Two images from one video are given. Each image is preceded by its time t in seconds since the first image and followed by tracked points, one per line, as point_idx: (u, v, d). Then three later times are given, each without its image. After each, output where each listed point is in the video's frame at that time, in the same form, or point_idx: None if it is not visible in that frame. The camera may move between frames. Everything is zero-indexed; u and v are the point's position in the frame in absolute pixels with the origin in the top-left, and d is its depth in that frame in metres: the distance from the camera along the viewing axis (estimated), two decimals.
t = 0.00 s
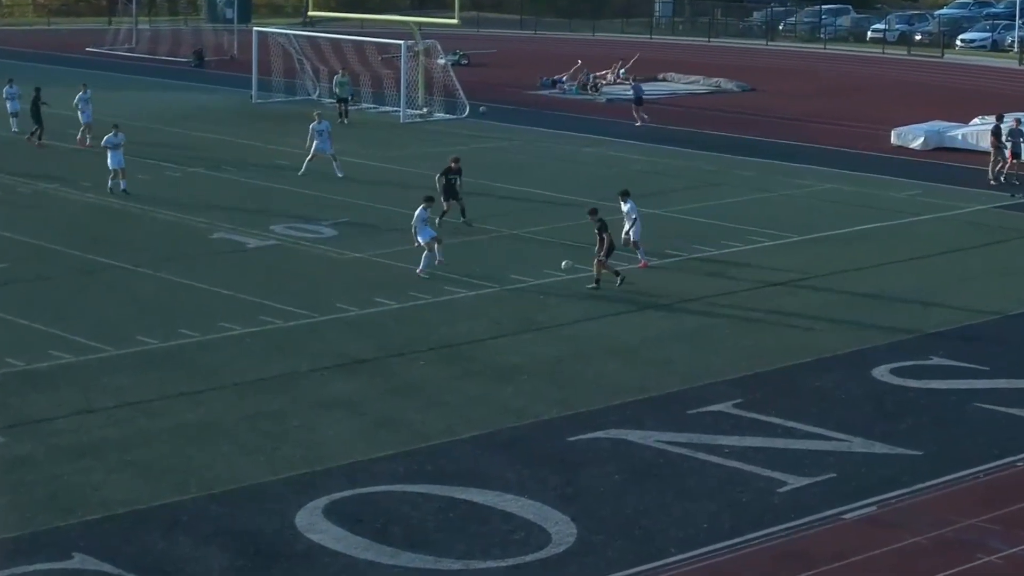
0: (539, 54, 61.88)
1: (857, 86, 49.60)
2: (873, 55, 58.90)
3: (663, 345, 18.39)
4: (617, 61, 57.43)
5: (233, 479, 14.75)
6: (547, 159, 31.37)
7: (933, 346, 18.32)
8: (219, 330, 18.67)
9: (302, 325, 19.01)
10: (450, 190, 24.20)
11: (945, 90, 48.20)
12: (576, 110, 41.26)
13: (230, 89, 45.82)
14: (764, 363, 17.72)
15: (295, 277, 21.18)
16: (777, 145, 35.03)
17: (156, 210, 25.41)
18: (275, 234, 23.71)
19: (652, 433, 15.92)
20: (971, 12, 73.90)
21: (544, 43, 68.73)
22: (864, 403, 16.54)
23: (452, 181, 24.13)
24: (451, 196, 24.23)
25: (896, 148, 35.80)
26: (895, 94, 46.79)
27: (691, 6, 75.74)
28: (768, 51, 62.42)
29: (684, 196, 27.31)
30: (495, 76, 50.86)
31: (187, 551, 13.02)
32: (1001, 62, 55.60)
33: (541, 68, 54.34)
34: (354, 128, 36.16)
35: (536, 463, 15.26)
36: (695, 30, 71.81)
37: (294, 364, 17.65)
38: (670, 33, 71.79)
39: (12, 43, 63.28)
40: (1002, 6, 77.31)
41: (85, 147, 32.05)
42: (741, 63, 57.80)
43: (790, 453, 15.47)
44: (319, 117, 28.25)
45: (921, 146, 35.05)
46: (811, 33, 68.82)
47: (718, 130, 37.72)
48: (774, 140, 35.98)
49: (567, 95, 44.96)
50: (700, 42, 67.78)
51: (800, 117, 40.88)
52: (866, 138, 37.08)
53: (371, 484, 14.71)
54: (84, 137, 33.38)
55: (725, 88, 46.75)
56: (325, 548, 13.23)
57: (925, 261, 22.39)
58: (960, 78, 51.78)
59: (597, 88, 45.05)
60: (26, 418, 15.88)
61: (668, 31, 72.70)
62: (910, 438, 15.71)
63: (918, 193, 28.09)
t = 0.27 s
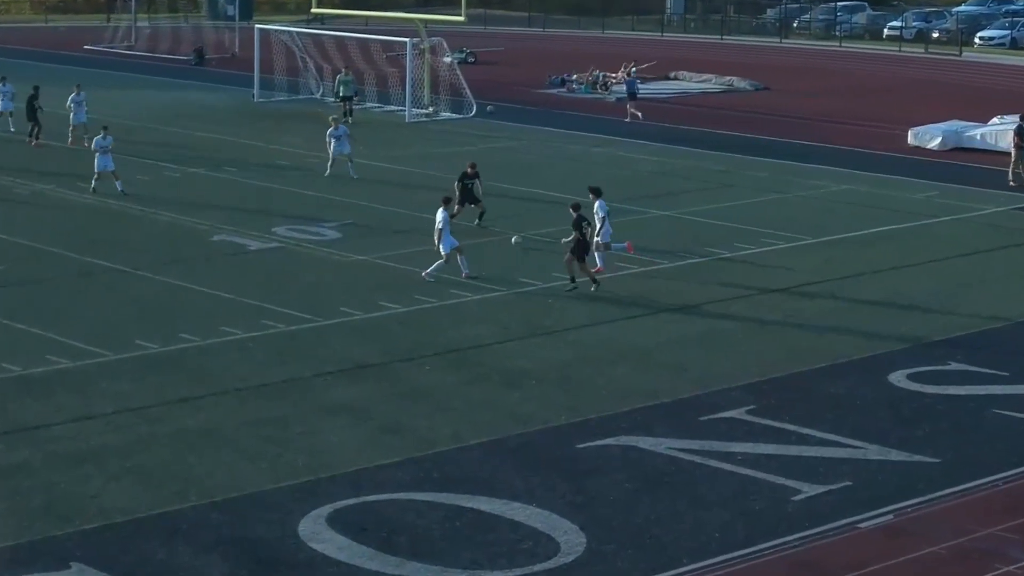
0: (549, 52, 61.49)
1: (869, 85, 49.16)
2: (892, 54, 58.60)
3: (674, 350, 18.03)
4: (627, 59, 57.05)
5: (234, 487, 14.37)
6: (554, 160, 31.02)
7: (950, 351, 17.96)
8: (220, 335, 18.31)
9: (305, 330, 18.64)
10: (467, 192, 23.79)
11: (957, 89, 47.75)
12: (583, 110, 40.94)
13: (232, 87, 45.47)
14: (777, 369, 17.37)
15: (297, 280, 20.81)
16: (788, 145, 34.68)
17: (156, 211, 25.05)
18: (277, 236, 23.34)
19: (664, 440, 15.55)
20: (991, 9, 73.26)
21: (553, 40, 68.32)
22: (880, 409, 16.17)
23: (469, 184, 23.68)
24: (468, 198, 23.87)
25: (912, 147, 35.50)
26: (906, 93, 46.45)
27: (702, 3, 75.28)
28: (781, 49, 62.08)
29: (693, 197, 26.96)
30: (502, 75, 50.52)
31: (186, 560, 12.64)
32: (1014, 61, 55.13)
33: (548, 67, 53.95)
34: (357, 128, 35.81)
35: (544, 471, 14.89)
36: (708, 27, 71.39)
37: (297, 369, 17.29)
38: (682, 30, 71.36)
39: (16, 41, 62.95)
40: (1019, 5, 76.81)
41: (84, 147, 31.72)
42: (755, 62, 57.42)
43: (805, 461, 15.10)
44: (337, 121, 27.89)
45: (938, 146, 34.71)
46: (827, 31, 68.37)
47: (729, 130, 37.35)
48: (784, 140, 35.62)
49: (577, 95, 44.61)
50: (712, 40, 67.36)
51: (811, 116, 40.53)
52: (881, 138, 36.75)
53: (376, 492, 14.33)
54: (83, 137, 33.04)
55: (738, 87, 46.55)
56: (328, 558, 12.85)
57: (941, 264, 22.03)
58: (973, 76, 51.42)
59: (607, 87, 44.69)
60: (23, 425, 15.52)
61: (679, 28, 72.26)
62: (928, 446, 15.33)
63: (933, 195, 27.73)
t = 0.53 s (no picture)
0: (558, 50, 61.12)
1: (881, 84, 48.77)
2: (908, 53, 58.26)
3: (685, 356, 17.71)
4: (637, 58, 56.69)
5: (236, 495, 14.04)
6: (563, 161, 30.69)
7: (967, 356, 17.63)
8: (223, 340, 17.99)
9: (309, 334, 18.33)
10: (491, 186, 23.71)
11: (971, 88, 47.34)
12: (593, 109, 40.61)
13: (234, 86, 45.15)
14: (790, 375, 17.05)
15: (301, 284, 20.48)
16: (799, 146, 34.35)
17: (157, 214, 24.72)
18: (281, 239, 23.02)
19: (675, 448, 15.21)
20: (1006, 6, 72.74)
21: (563, 39, 67.92)
22: (896, 416, 15.85)
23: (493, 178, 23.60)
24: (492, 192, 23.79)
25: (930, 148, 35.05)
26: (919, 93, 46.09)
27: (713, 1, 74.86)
28: (792, 48, 61.72)
29: (703, 199, 26.64)
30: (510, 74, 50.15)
31: (186, 570, 12.31)
32: None
33: (556, 66, 53.60)
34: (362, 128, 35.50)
35: (553, 478, 14.54)
36: (720, 26, 70.96)
37: (300, 374, 16.98)
38: (694, 29, 70.94)
39: (19, 40, 62.63)
40: None
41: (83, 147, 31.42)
42: (768, 61, 57.05)
43: (820, 467, 14.78)
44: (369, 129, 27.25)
45: (956, 146, 34.29)
46: (842, 29, 67.90)
47: (740, 130, 37.07)
48: (795, 141, 35.29)
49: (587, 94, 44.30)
50: (725, 38, 66.96)
51: (823, 116, 40.22)
52: (895, 138, 36.45)
53: (381, 500, 13.98)
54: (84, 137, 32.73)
55: (751, 87, 46.33)
56: (332, 567, 12.50)
57: (957, 268, 21.70)
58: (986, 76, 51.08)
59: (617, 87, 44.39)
60: (21, 432, 15.20)
61: (691, 27, 71.83)
62: (946, 454, 14.99)
63: (948, 196, 27.39)
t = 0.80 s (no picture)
0: (567, 49, 60.80)
1: (892, 84, 48.41)
2: (922, 52, 57.98)
3: (695, 361, 17.41)
4: (646, 57, 56.37)
5: (237, 502, 13.74)
6: (570, 162, 30.40)
7: (983, 361, 17.34)
8: (224, 344, 17.69)
9: (312, 338, 18.05)
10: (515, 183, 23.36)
11: (984, 87, 46.98)
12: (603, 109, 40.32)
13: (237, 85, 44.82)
14: (802, 379, 16.78)
15: (303, 286, 20.19)
16: (809, 146, 34.03)
17: (157, 215, 24.43)
18: (283, 241, 22.72)
19: (686, 454, 14.90)
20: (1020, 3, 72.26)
21: (572, 37, 67.58)
22: (911, 422, 15.56)
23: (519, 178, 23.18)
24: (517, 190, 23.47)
25: (945, 148, 34.81)
26: (931, 92, 45.79)
27: None
28: (802, 46, 61.35)
29: (711, 201, 26.34)
30: (518, 73, 49.83)
31: None
32: None
33: (562, 65, 53.28)
34: (365, 128, 35.21)
35: (562, 485, 14.22)
36: (731, 24, 70.59)
37: (303, 379, 16.70)
38: (704, 27, 70.58)
39: (21, 38, 62.30)
40: None
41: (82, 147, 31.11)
42: (779, 59, 56.75)
43: (834, 473, 14.48)
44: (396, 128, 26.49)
45: (972, 146, 34.02)
46: (855, 27, 67.51)
47: (750, 130, 36.83)
48: (804, 141, 35.01)
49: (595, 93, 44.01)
50: (736, 37, 66.60)
51: (834, 116, 39.88)
52: (907, 138, 36.20)
53: (385, 507, 13.65)
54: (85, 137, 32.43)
55: (762, 86, 46.11)
56: None
57: (972, 271, 21.41)
58: (998, 75, 50.82)
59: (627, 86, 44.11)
60: (19, 438, 14.89)
61: (702, 24, 71.47)
62: (963, 461, 14.68)
63: (960, 198, 27.10)
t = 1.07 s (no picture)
0: (574, 48, 60.50)
1: (901, 83, 48.09)
2: (936, 50, 57.64)
3: (703, 365, 17.15)
4: (654, 56, 56.08)
5: (237, 509, 13.48)
6: (576, 162, 30.14)
7: (997, 365, 17.07)
8: (224, 348, 17.44)
9: (313, 342, 17.79)
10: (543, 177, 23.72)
11: (994, 87, 46.66)
12: (608, 109, 40.05)
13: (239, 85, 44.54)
14: (811, 384, 16.52)
15: (304, 289, 19.94)
16: (816, 147, 33.76)
17: (157, 216, 24.18)
18: (284, 243, 22.47)
19: (694, 460, 14.63)
20: None
21: (579, 36, 67.30)
22: (923, 427, 15.30)
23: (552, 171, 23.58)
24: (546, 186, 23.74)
25: (958, 149, 34.54)
26: (940, 92, 45.48)
27: None
28: (810, 45, 61.05)
29: (718, 202, 26.08)
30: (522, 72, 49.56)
31: None
32: None
33: (568, 64, 52.99)
34: (368, 128, 34.94)
35: (567, 490, 13.96)
36: (740, 22, 70.27)
37: (305, 384, 16.44)
38: (713, 25, 70.26)
39: (21, 36, 62.06)
40: None
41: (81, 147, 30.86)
42: (789, 58, 56.47)
43: (845, 478, 14.22)
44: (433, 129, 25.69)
45: (985, 146, 33.74)
46: (866, 25, 67.18)
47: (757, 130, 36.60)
48: (813, 141, 34.74)
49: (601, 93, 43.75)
50: (745, 35, 66.28)
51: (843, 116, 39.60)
52: (918, 138, 35.94)
53: (387, 513, 13.38)
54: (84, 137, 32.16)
55: (772, 85, 45.86)
56: None
57: (986, 274, 21.14)
58: (1010, 74, 50.52)
59: (633, 86, 43.84)
60: (15, 443, 14.65)
61: (710, 23, 71.16)
62: (976, 467, 14.41)
63: (971, 199, 26.83)
